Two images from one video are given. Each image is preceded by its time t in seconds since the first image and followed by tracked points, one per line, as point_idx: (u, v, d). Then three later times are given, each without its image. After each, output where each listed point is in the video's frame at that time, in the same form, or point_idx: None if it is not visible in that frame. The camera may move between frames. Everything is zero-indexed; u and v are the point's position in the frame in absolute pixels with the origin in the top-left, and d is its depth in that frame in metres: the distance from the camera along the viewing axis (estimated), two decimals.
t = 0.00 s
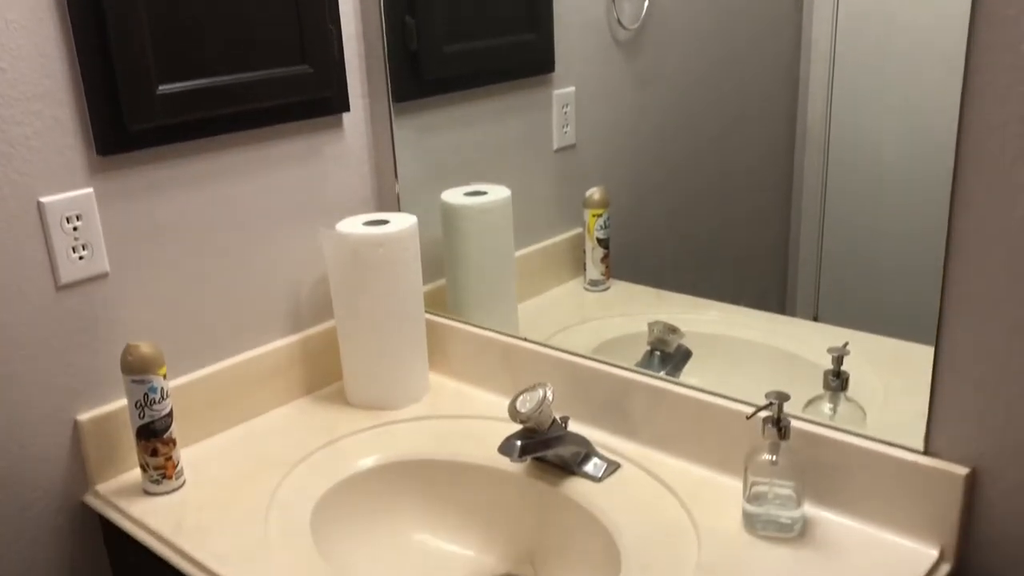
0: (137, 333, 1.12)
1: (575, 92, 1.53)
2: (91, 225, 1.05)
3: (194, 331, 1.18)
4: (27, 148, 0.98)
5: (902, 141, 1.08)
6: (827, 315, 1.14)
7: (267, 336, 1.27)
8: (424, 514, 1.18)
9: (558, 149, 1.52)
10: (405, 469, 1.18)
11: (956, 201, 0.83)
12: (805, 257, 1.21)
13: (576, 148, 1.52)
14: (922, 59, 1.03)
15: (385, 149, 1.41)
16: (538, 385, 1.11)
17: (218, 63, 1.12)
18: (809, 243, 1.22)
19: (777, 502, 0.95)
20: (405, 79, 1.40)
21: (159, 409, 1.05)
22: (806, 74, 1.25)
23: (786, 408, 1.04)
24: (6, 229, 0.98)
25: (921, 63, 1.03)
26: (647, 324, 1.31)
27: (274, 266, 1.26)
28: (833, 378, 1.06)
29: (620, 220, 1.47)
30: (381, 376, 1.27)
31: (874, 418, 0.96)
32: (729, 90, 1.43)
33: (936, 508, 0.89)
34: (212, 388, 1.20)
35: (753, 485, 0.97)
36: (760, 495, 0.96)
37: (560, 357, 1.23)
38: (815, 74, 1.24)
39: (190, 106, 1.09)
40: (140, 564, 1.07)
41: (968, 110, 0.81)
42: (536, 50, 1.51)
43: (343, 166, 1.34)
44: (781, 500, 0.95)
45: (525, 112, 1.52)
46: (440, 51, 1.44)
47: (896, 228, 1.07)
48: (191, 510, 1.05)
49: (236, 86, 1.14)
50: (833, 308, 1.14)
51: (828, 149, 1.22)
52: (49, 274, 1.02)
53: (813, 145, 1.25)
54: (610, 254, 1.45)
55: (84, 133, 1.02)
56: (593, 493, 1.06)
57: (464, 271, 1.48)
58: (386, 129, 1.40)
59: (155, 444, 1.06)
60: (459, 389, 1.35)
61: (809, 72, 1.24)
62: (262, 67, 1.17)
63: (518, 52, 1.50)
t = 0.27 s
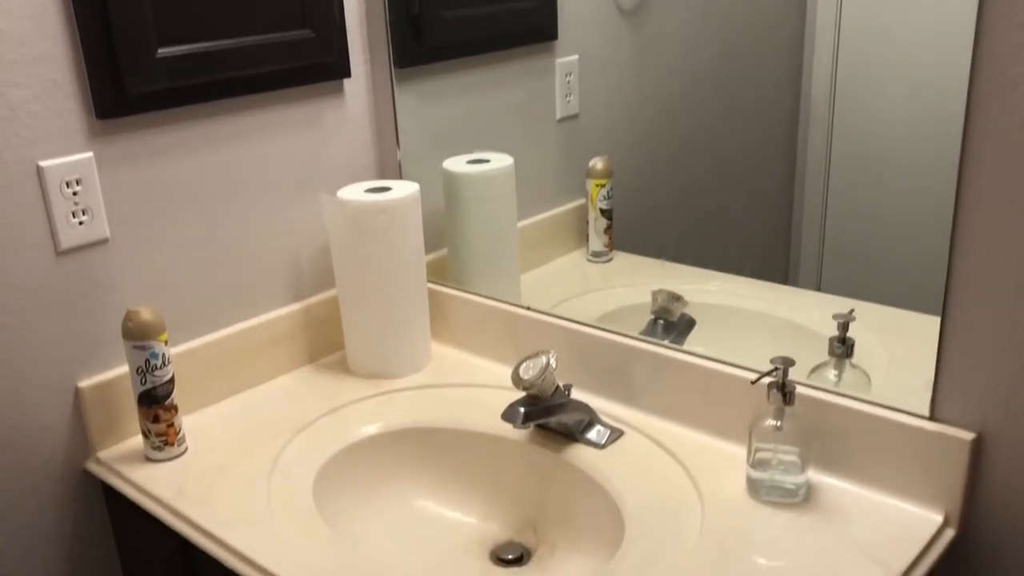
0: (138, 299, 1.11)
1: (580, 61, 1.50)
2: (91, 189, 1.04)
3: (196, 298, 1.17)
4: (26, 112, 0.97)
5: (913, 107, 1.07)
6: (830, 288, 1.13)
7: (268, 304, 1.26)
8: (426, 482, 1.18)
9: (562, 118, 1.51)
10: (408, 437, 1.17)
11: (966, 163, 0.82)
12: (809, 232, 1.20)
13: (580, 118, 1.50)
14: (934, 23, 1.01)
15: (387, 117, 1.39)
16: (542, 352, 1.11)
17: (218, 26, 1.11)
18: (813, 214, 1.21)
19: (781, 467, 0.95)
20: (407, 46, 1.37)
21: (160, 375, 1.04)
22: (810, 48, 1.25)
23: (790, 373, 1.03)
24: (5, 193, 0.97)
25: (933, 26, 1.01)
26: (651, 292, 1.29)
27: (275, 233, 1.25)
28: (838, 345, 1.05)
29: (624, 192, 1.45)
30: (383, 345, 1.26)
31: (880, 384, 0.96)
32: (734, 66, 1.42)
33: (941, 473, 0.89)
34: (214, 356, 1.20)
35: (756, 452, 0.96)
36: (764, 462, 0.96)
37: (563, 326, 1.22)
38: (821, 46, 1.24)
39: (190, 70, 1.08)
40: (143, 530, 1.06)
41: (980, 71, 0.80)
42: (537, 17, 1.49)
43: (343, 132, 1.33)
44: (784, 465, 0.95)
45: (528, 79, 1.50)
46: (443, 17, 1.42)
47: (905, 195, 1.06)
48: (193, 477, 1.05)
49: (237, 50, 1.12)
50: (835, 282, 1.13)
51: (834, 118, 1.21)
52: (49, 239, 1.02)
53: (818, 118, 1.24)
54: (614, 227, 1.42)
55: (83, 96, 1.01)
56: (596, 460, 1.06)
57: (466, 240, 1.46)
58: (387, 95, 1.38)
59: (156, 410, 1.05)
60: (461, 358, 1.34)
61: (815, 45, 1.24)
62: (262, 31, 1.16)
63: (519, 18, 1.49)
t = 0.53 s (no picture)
0: (140, 264, 1.11)
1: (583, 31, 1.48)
2: (92, 152, 1.03)
3: (198, 265, 1.17)
4: (26, 73, 0.96)
5: (924, 77, 1.06)
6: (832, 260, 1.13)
7: (270, 271, 1.26)
8: (429, 449, 1.18)
9: (566, 88, 1.49)
10: (411, 404, 1.17)
11: (975, 127, 0.82)
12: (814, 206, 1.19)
13: (582, 88, 1.49)
14: None
15: (390, 81, 1.38)
16: (546, 319, 1.10)
17: None
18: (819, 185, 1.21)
19: (785, 434, 0.95)
20: (411, 12, 1.36)
21: (162, 340, 1.04)
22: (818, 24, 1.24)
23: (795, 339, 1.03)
24: (5, 155, 0.96)
25: None
26: (654, 263, 1.28)
27: (278, 200, 1.25)
28: (844, 312, 1.05)
29: (627, 164, 1.44)
30: (386, 313, 1.26)
31: (884, 351, 0.96)
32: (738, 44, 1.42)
33: (945, 439, 0.89)
34: (216, 323, 1.19)
35: (760, 418, 0.96)
36: (767, 428, 0.96)
37: (566, 294, 1.22)
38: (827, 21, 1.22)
39: (195, 33, 1.07)
40: (145, 494, 1.07)
41: (994, 32, 0.79)
42: None
43: (346, 99, 1.32)
44: (789, 431, 0.95)
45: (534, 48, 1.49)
46: None
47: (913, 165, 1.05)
48: (196, 442, 1.05)
49: (242, 14, 1.12)
50: (837, 254, 1.13)
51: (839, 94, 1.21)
52: (50, 201, 1.01)
53: (823, 93, 1.22)
54: (617, 197, 1.42)
55: (85, 58, 1.00)
56: (600, 427, 1.05)
57: (468, 210, 1.46)
58: (391, 62, 1.37)
59: (159, 374, 1.05)
60: (463, 327, 1.34)
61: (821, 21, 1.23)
62: None
63: None
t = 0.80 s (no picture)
0: (140, 227, 1.10)
1: None
2: (91, 111, 1.02)
3: (199, 228, 1.16)
4: (24, 30, 0.95)
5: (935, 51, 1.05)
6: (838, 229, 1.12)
7: (271, 236, 1.25)
8: (431, 416, 1.18)
9: (571, 55, 1.47)
10: (414, 370, 1.17)
11: (989, 87, 0.80)
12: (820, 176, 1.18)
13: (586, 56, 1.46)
14: None
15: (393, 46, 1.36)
16: (550, 284, 1.09)
17: None
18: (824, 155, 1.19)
19: (791, 399, 0.94)
20: None
21: (163, 302, 1.03)
22: None
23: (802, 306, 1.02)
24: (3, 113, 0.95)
25: None
26: (660, 230, 1.27)
27: (280, 164, 1.23)
28: (850, 278, 1.05)
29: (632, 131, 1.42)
30: (389, 279, 1.25)
31: (892, 316, 0.94)
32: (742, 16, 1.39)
33: (953, 403, 0.88)
34: (218, 287, 1.19)
35: (766, 383, 0.95)
36: (773, 394, 0.95)
37: (569, 261, 1.21)
38: None
39: None
40: (146, 457, 1.06)
41: None
42: None
43: (349, 62, 1.30)
44: (795, 397, 0.94)
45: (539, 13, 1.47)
46: None
47: (924, 134, 1.04)
48: (197, 405, 1.04)
49: None
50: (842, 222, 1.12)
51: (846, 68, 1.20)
52: (49, 160, 1.00)
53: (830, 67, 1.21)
54: (622, 166, 1.40)
55: (83, 16, 0.99)
56: (603, 392, 1.05)
57: (472, 177, 1.44)
58: (395, 26, 1.35)
59: (160, 337, 1.04)
60: (466, 294, 1.33)
61: None
62: None
63: None
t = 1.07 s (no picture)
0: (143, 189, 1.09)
1: None
2: (94, 70, 1.01)
3: (202, 191, 1.15)
4: None
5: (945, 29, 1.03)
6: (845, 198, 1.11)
7: (275, 200, 1.24)
8: (435, 381, 1.17)
9: (579, 22, 1.46)
10: (418, 335, 1.16)
11: (1005, 48, 0.79)
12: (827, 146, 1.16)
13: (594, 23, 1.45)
14: None
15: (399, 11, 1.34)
16: (556, 249, 1.08)
17: None
18: (830, 125, 1.18)
19: (798, 364, 0.94)
20: None
21: (167, 264, 1.02)
22: None
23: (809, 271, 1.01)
24: (4, 70, 0.94)
25: None
26: (667, 197, 1.26)
27: (284, 128, 1.22)
28: (859, 245, 1.04)
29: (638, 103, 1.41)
30: (393, 245, 1.24)
31: (900, 283, 0.94)
32: None
33: (961, 369, 0.88)
34: (221, 250, 1.18)
35: (772, 349, 0.95)
36: (779, 359, 0.94)
37: (576, 227, 1.20)
38: None
39: None
40: (149, 418, 1.06)
41: None
42: None
43: (354, 26, 1.28)
44: (801, 362, 0.94)
45: None
46: None
47: (934, 115, 1.02)
48: (201, 367, 1.04)
49: None
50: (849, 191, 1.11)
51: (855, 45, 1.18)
52: (52, 120, 0.99)
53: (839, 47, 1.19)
54: (628, 134, 1.39)
55: None
56: (608, 358, 1.04)
57: (478, 144, 1.43)
58: None
59: (164, 299, 1.04)
60: (470, 261, 1.32)
61: None
62: None
63: None
